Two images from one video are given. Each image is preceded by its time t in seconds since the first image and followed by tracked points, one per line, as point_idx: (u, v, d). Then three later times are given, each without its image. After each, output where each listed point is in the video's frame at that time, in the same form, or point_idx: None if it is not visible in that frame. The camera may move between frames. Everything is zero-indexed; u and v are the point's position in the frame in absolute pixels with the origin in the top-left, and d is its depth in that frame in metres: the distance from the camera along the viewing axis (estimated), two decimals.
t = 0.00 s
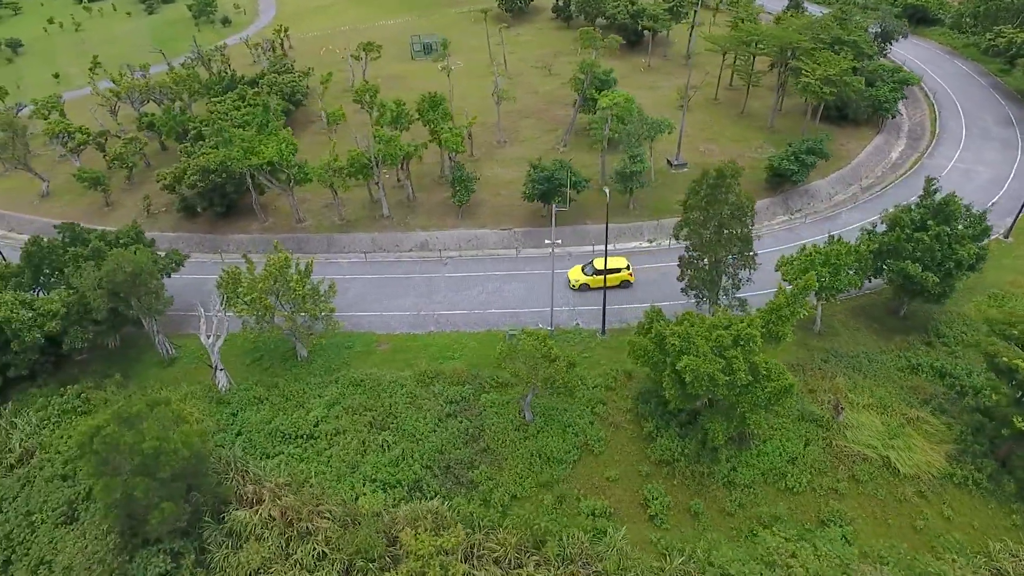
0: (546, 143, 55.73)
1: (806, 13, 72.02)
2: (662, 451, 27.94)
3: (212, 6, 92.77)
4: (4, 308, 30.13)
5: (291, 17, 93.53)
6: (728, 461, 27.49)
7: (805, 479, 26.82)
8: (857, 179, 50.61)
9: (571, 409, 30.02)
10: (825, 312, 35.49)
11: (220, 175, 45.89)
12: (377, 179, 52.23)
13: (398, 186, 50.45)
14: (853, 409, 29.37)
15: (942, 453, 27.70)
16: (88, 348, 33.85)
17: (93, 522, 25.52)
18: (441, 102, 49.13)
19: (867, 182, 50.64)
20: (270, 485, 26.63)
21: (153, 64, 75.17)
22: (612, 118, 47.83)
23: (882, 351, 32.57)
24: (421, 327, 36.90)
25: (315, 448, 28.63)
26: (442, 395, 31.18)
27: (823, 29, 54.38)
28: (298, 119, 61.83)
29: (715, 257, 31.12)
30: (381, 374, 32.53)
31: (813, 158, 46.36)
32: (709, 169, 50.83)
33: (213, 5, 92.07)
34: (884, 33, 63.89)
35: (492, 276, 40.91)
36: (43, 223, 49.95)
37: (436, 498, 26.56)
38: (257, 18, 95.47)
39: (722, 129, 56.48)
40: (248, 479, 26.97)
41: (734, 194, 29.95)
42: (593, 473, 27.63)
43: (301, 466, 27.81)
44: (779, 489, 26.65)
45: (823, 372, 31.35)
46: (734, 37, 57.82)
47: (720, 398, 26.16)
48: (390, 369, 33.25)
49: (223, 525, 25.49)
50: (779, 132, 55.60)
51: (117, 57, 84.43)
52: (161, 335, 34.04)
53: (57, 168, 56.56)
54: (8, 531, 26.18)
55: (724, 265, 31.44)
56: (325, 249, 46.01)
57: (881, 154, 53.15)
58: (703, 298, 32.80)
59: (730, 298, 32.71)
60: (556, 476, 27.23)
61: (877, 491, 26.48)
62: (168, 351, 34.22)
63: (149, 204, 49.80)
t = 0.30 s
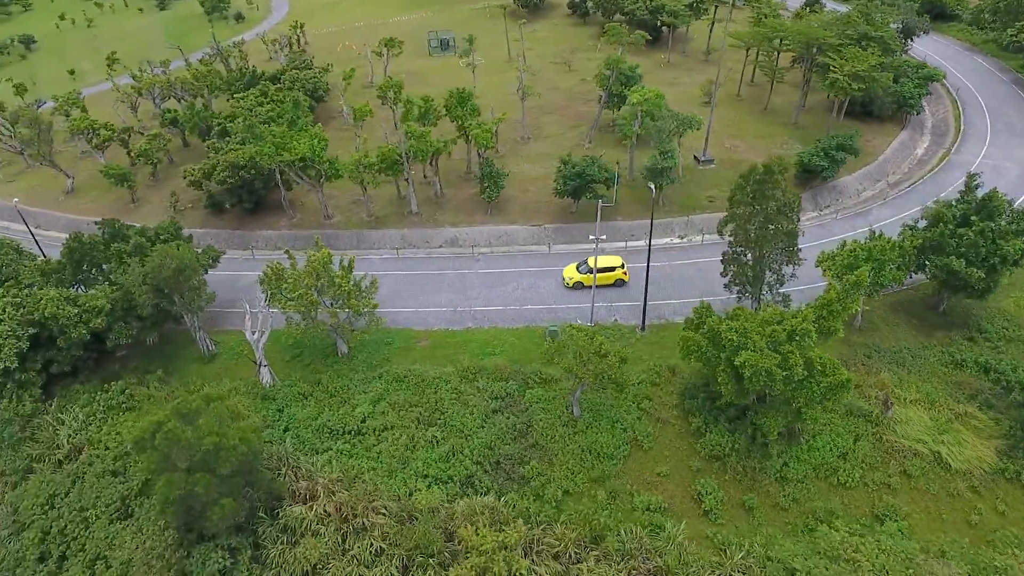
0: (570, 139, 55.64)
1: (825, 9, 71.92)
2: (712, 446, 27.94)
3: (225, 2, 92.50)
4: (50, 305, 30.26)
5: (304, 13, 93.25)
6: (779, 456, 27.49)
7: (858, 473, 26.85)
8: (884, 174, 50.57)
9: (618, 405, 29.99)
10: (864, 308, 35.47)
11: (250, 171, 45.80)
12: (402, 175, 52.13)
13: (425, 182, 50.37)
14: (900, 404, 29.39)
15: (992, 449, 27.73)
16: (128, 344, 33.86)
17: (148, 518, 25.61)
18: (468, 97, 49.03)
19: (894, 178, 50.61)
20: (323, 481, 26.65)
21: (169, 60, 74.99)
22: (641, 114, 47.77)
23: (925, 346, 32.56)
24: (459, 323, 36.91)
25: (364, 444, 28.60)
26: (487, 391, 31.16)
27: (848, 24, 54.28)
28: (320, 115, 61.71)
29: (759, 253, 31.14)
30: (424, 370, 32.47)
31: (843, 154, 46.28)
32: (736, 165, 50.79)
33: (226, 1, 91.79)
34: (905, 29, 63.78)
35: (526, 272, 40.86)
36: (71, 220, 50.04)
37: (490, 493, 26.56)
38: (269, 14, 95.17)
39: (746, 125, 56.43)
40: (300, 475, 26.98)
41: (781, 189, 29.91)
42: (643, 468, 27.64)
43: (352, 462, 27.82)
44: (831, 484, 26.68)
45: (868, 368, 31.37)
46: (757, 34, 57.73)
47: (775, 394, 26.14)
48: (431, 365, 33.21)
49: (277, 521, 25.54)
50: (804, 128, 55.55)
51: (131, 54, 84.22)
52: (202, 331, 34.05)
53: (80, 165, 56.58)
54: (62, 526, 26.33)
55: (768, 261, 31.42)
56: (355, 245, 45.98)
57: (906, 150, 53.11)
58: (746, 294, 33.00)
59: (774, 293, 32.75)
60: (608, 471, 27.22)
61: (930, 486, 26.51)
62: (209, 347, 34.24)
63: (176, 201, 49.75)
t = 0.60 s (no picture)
0: (596, 135, 55.53)
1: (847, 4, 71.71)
2: (764, 441, 27.91)
3: None
4: (99, 301, 30.37)
5: (320, 10, 92.99)
6: (833, 452, 27.46)
7: (913, 469, 26.85)
8: (914, 171, 50.46)
9: (667, 401, 29.93)
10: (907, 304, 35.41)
11: (282, 167, 45.74)
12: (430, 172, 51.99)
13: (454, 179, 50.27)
14: (951, 401, 29.37)
15: None
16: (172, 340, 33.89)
17: (206, 513, 25.69)
18: (499, 94, 48.97)
19: (924, 174, 50.49)
20: (378, 477, 26.67)
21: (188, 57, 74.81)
22: (673, 110, 47.71)
23: (970, 343, 32.49)
24: (499, 318, 36.85)
25: (415, 440, 28.59)
26: (534, 386, 31.13)
27: (877, 20, 54.16)
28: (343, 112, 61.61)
29: (805, 249, 31.04)
30: (469, 366, 32.42)
31: (876, 150, 46.16)
32: (765, 162, 50.73)
33: None
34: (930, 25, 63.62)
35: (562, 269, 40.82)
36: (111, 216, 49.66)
37: (545, 489, 26.56)
38: (284, 10, 94.93)
39: (773, 122, 56.32)
40: (354, 471, 27.00)
41: (831, 184, 29.90)
42: (697, 464, 27.63)
43: (405, 458, 27.81)
44: (887, 479, 26.68)
45: (915, 364, 31.32)
46: (783, 30, 57.59)
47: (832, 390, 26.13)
48: (475, 361, 33.18)
49: (334, 517, 25.58)
50: (831, 124, 55.43)
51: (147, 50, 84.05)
52: (245, 328, 34.02)
53: (106, 162, 56.59)
54: (119, 522, 26.50)
55: (814, 257, 31.23)
56: (386, 242, 45.97)
57: (934, 147, 52.98)
58: (791, 290, 32.99)
59: (820, 289, 32.61)
60: (662, 467, 27.22)
61: (986, 482, 26.51)
62: (252, 344, 34.21)
63: (205, 197, 49.73)
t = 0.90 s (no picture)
0: (628, 132, 55.39)
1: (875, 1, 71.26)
2: (821, 439, 27.84)
3: None
4: (154, 296, 30.53)
5: (340, 6, 92.90)
6: (892, 450, 27.39)
7: (973, 469, 26.78)
8: (950, 170, 50.13)
9: (721, 399, 29.86)
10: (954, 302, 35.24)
11: (319, 163, 45.77)
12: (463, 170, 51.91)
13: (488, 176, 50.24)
14: (1009, 400, 29.23)
15: None
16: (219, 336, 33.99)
17: (269, 508, 25.81)
18: (534, 91, 48.86)
19: (960, 173, 50.17)
20: (437, 473, 26.73)
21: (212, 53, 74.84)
22: (709, 108, 47.56)
23: None
24: (543, 315, 36.79)
25: (471, 436, 28.62)
26: (586, 384, 31.12)
27: (912, 18, 53.83)
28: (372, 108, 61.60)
29: (858, 248, 31.00)
30: (519, 363, 32.38)
31: (914, 148, 45.94)
32: (799, 160, 50.56)
33: None
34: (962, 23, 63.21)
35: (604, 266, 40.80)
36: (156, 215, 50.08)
37: (604, 486, 26.57)
38: (303, 6, 94.87)
39: (805, 119, 56.09)
40: (413, 467, 27.05)
41: (888, 183, 29.79)
42: (755, 461, 27.60)
43: (462, 454, 27.84)
44: (947, 479, 26.62)
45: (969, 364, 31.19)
46: (815, 27, 57.32)
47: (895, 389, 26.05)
48: (524, 358, 33.17)
49: (395, 513, 25.67)
50: (863, 123, 55.21)
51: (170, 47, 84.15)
52: (294, 324, 34.09)
53: (138, 158, 56.76)
54: (180, 516, 26.66)
55: (865, 257, 31.18)
56: (423, 238, 45.98)
57: (969, 145, 52.64)
58: (841, 289, 33.01)
59: (870, 288, 32.61)
60: (721, 464, 27.19)
61: None
62: (300, 339, 34.31)
63: (240, 193, 49.83)
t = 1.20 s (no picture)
0: (663, 130, 55.22)
1: None
2: (887, 438, 27.79)
3: None
4: (215, 293, 30.67)
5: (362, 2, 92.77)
6: (959, 449, 27.40)
7: None
8: (990, 169, 49.83)
9: (783, 397, 29.84)
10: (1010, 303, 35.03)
11: (360, 160, 45.74)
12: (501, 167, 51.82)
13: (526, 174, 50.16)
14: None
15: None
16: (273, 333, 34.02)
17: (339, 504, 25.90)
18: (574, 88, 48.74)
19: (1000, 172, 49.87)
20: (505, 469, 26.76)
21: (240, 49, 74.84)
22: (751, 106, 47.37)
23: None
24: (594, 312, 36.69)
25: (534, 433, 28.65)
26: (645, 381, 31.12)
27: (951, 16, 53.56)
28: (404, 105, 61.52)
29: (919, 247, 30.86)
30: (576, 361, 32.35)
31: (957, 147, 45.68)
32: (838, 157, 50.35)
33: None
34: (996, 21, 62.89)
35: (651, 263, 40.72)
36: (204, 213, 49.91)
37: (672, 483, 26.62)
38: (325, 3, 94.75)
39: (841, 117, 55.82)
40: (480, 463, 27.08)
41: (952, 182, 29.68)
42: (820, 460, 27.62)
43: (527, 451, 27.88)
44: (1015, 478, 26.63)
45: None
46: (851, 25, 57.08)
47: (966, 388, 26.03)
48: (578, 355, 33.13)
49: (465, 509, 25.75)
50: (900, 121, 54.94)
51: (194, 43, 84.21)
52: (348, 320, 34.09)
53: (172, 154, 56.74)
54: (249, 511, 26.78)
55: (925, 256, 31.05)
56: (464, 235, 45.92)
57: (1007, 144, 52.32)
58: (898, 288, 32.89)
59: (927, 287, 32.52)
60: (788, 462, 27.22)
61: None
62: (353, 336, 34.30)
63: (279, 190, 49.86)
